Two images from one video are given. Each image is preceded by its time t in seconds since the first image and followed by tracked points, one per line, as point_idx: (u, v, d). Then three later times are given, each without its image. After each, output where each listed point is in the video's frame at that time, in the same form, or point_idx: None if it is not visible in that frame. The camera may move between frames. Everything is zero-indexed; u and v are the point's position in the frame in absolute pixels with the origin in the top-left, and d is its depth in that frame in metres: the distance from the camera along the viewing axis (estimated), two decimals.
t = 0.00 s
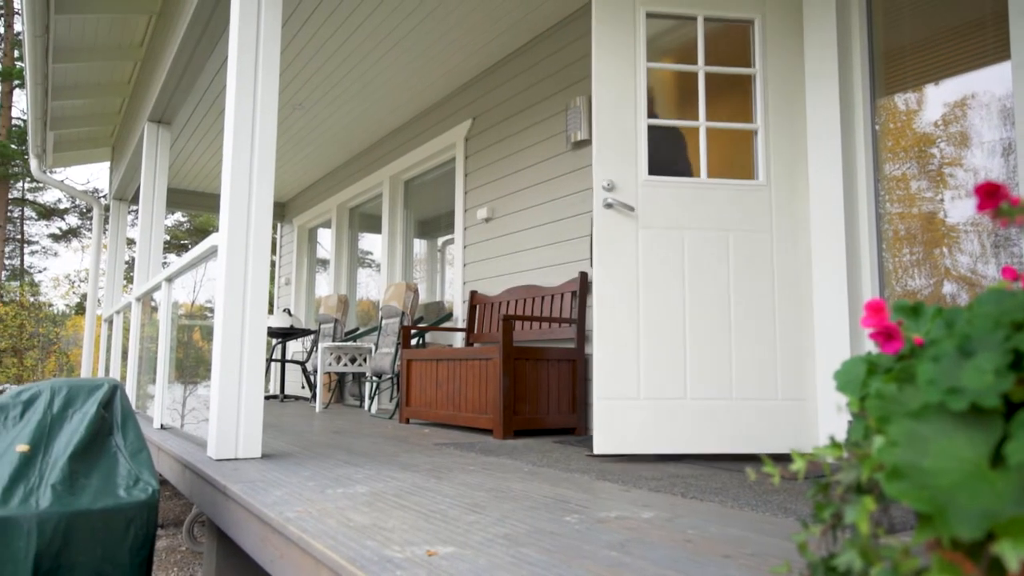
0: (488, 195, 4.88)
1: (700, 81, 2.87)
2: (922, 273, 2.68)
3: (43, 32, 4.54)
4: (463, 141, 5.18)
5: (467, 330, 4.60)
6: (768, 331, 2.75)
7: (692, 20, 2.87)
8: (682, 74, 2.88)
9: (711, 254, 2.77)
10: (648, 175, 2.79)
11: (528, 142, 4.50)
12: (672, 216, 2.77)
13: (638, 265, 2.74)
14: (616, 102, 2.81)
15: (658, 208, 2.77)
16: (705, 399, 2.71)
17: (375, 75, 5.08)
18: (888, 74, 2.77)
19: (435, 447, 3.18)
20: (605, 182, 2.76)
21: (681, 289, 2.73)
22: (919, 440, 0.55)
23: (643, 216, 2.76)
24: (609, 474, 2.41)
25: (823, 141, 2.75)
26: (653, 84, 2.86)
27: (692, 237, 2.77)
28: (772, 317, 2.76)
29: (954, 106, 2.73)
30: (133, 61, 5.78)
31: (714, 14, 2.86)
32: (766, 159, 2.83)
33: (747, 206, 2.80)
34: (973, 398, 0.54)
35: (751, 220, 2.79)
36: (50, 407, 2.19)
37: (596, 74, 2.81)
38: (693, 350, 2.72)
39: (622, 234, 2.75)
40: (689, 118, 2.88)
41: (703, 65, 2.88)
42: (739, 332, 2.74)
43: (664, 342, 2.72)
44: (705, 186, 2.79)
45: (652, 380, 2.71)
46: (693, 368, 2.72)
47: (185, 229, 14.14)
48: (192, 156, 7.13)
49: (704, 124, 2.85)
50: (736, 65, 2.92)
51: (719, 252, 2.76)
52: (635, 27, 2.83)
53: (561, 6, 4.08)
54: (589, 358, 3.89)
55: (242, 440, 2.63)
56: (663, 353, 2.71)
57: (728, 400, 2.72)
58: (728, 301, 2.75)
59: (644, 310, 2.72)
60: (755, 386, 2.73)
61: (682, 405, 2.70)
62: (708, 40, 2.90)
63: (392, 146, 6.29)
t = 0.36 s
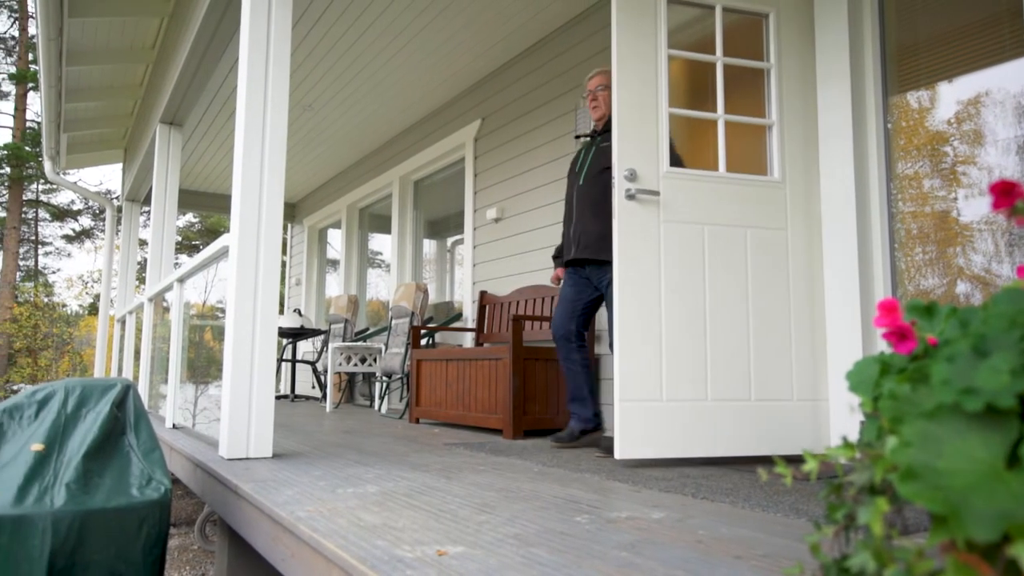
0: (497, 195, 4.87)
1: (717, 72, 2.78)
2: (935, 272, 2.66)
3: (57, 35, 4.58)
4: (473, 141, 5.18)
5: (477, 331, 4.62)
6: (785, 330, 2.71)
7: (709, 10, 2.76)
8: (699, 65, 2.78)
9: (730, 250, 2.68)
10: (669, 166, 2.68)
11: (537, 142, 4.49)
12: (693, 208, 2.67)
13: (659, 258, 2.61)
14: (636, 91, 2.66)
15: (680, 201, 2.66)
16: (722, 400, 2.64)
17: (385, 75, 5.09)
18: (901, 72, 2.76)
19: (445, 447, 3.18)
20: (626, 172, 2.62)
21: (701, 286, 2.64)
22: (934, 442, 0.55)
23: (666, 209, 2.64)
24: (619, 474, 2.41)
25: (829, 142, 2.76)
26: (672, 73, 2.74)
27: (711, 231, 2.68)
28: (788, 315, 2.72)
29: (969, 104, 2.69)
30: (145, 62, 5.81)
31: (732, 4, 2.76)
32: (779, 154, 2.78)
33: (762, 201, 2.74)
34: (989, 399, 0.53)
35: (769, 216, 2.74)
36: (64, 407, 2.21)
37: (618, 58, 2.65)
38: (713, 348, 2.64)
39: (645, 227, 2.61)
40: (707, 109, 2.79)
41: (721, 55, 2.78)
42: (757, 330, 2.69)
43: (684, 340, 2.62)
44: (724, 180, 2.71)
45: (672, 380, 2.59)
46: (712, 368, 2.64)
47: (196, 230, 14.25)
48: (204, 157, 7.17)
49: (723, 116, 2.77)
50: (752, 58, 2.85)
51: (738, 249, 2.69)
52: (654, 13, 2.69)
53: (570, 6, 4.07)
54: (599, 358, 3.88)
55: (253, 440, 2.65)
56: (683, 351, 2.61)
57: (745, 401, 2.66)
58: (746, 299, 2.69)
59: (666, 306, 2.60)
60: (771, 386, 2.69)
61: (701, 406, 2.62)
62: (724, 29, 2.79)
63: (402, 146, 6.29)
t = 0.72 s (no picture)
0: (506, 196, 4.88)
1: (723, 74, 2.80)
2: (949, 271, 2.67)
3: (70, 38, 4.63)
4: (481, 141, 5.18)
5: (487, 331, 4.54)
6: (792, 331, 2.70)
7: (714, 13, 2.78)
8: (705, 68, 2.80)
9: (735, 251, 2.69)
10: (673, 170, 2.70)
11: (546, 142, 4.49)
12: (698, 210, 2.69)
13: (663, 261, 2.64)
14: (639, 97, 2.70)
15: (684, 202, 2.68)
16: (730, 401, 2.64)
17: (394, 76, 5.10)
18: (913, 70, 2.73)
19: (455, 447, 3.19)
20: (630, 176, 2.65)
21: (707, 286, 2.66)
22: (949, 442, 0.54)
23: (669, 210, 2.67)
24: (630, 474, 2.40)
25: (841, 145, 2.73)
26: (676, 78, 2.77)
27: (717, 234, 2.69)
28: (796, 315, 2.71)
29: (981, 102, 2.77)
30: (157, 65, 5.86)
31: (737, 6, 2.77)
32: (789, 154, 2.77)
33: (770, 201, 2.74)
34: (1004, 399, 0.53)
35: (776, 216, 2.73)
36: (78, 407, 2.23)
37: (621, 64, 2.69)
38: (718, 349, 2.65)
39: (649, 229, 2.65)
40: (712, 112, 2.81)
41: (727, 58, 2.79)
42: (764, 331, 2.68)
43: (690, 341, 2.64)
44: (730, 182, 2.72)
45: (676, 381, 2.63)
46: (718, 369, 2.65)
47: (207, 231, 14.36)
48: (215, 158, 7.22)
49: (729, 119, 2.79)
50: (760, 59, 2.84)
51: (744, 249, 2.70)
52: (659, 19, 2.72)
53: (578, 7, 4.08)
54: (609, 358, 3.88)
55: (264, 437, 2.66)
56: (688, 353, 2.63)
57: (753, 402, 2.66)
58: (754, 300, 2.69)
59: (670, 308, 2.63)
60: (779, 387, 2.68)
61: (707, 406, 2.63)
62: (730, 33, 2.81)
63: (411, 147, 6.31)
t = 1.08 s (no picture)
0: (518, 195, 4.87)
1: (726, 86, 2.95)
2: (962, 270, 2.68)
3: (83, 42, 4.67)
4: (491, 141, 5.18)
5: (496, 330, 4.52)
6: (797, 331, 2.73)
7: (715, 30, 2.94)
8: (707, 82, 2.97)
9: (738, 255, 2.81)
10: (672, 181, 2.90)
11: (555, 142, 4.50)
12: (700, 218, 2.86)
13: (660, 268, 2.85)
14: (639, 119, 2.94)
15: (683, 212, 2.86)
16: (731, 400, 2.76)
17: (403, 77, 5.13)
18: (925, 66, 2.70)
19: (464, 447, 3.19)
20: (630, 193, 2.90)
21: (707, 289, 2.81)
22: (963, 442, 0.54)
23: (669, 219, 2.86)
24: (640, 475, 2.40)
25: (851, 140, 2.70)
26: (677, 97, 2.97)
27: (715, 241, 2.83)
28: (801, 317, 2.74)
29: (996, 99, 2.82)
30: (168, 67, 5.89)
31: (738, 20, 2.91)
32: (795, 158, 2.81)
33: (772, 205, 2.81)
34: (1019, 399, 0.52)
35: (782, 219, 2.80)
36: (91, 406, 2.26)
37: (623, 85, 2.96)
38: (719, 349, 2.79)
39: (648, 238, 2.87)
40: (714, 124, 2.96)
41: (728, 72, 2.94)
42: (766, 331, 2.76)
43: (687, 342, 2.81)
44: (731, 189, 2.85)
45: (677, 379, 2.80)
46: (719, 368, 2.78)
47: (219, 232, 14.48)
48: (226, 160, 7.27)
49: (731, 130, 2.92)
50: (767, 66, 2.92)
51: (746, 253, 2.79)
52: (659, 41, 2.95)
53: (586, 7, 4.08)
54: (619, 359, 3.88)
55: (275, 436, 2.67)
56: (688, 354, 2.80)
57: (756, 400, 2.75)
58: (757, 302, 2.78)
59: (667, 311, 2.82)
60: (784, 386, 2.73)
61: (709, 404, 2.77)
62: (732, 46, 2.95)
63: (420, 148, 6.33)
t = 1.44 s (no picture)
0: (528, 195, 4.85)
1: (738, 97, 3.05)
2: (977, 268, 2.69)
3: (96, 44, 4.71)
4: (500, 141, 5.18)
5: (506, 330, 4.51)
6: (807, 334, 2.76)
7: (727, 43, 3.07)
8: (720, 95, 3.09)
9: (751, 259, 2.89)
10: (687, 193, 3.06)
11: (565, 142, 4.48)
12: (715, 226, 2.98)
13: (676, 273, 3.03)
14: (656, 134, 3.16)
15: (698, 221, 3.01)
16: (744, 398, 2.87)
17: (411, 78, 5.15)
18: (938, 65, 2.68)
19: (474, 446, 3.19)
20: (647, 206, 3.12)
21: (720, 294, 2.94)
22: (978, 442, 0.53)
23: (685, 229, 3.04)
24: (650, 475, 2.39)
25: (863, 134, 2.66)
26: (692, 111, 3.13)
27: (728, 247, 2.95)
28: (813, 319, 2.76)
29: (1011, 95, 2.86)
30: (180, 69, 5.93)
31: (749, 31, 3.01)
32: (806, 159, 2.83)
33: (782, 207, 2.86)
34: None
35: (795, 221, 2.83)
36: (105, 406, 2.28)
37: (642, 104, 3.21)
38: (730, 351, 2.90)
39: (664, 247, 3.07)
40: (729, 135, 3.06)
41: (740, 82, 3.04)
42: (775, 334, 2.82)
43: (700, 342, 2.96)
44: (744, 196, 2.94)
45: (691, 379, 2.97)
46: (730, 369, 2.90)
47: (230, 232, 14.60)
48: (236, 161, 7.31)
49: (742, 141, 3.01)
50: (781, 72, 2.97)
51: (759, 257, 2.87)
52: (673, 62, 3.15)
53: (595, 6, 4.06)
54: (629, 358, 3.85)
55: (287, 436, 2.68)
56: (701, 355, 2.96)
57: (766, 400, 2.82)
58: (768, 305, 2.85)
59: (680, 314, 3.01)
60: (793, 387, 2.78)
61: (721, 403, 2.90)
62: (745, 57, 3.04)
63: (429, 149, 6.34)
